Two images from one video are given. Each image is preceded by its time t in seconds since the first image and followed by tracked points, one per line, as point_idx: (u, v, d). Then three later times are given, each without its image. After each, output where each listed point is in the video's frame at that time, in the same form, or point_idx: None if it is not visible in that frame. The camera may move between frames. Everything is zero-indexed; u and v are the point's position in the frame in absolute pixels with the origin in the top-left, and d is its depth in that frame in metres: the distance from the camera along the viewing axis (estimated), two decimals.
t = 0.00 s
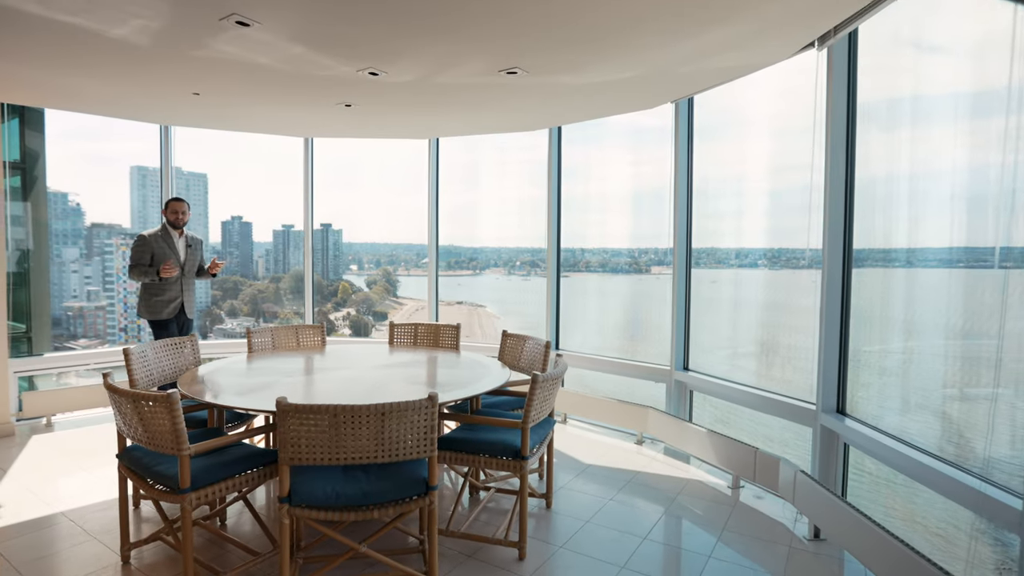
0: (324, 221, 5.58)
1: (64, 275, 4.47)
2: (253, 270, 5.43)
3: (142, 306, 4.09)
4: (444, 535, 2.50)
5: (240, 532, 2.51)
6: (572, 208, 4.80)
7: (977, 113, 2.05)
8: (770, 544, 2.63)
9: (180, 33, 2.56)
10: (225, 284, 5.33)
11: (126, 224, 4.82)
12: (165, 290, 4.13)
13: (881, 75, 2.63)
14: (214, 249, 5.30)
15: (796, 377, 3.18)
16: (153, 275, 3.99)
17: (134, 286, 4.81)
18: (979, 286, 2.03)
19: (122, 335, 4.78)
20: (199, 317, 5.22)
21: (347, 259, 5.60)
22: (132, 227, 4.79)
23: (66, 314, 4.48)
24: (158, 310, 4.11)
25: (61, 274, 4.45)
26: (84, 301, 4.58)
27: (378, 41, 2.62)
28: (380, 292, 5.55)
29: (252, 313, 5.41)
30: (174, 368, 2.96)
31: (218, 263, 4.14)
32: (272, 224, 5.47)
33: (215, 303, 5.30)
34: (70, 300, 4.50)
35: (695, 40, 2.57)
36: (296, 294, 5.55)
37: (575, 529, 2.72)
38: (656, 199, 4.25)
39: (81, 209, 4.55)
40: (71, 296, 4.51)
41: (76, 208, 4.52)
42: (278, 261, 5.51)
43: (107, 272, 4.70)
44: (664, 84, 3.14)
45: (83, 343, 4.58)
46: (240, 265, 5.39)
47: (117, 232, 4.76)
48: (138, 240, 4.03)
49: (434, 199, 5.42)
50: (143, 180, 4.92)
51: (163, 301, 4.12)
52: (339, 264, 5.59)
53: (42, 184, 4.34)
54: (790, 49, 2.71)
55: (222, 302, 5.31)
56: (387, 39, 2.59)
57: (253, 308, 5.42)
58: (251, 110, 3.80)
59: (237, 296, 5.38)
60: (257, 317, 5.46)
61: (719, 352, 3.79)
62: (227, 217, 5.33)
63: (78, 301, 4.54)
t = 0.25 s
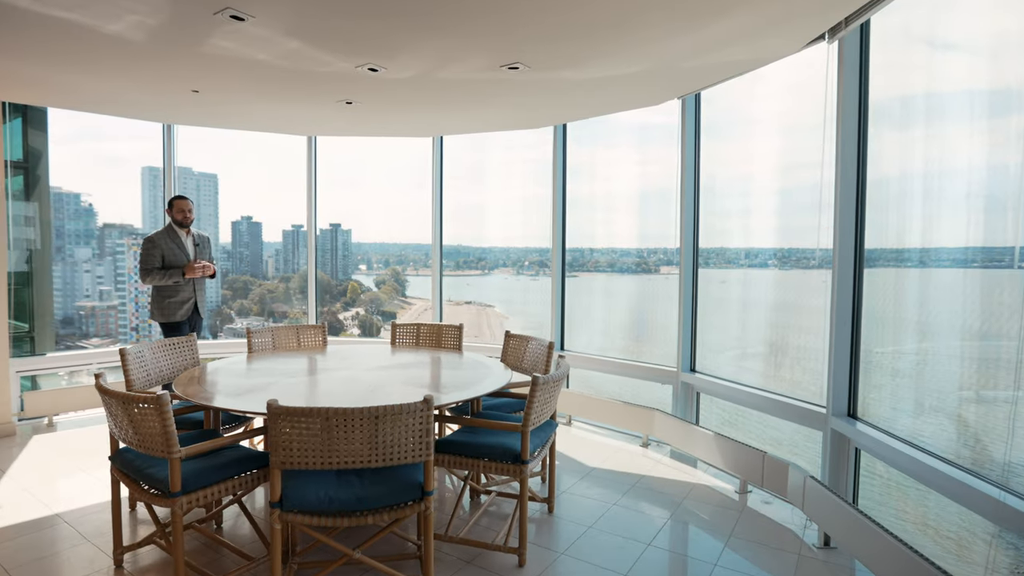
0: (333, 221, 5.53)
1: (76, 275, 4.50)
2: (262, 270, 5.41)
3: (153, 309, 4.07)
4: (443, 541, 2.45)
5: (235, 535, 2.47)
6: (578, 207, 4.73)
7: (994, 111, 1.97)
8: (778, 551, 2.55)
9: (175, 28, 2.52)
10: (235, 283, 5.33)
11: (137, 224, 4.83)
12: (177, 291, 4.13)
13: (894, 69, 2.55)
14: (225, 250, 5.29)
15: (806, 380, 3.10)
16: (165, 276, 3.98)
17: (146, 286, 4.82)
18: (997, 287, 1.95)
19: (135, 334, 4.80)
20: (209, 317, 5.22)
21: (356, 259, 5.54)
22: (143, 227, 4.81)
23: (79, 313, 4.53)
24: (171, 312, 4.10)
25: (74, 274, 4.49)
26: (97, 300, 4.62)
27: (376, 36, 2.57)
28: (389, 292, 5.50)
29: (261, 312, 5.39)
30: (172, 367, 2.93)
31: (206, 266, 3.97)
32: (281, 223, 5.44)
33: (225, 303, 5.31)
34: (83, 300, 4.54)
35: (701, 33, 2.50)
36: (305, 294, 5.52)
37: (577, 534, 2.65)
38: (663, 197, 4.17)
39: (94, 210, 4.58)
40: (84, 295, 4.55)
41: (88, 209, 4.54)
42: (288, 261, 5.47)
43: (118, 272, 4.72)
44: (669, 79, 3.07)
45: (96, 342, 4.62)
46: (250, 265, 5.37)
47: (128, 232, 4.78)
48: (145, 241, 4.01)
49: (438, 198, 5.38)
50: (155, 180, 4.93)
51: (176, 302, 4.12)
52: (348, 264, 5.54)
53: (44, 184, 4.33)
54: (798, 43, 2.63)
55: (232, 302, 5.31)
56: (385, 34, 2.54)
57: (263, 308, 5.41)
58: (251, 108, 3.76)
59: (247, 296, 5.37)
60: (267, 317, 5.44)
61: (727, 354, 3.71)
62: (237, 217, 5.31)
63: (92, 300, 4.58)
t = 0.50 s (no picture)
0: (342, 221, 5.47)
1: (87, 275, 4.53)
2: (272, 270, 5.38)
3: (161, 310, 4.03)
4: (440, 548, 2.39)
5: (229, 540, 2.42)
6: (583, 206, 4.66)
7: (1013, 109, 1.89)
8: (786, 560, 2.47)
9: (169, 24, 2.48)
10: (246, 284, 5.32)
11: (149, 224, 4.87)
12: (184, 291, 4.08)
13: (907, 62, 2.46)
14: (235, 249, 5.27)
15: (816, 383, 3.01)
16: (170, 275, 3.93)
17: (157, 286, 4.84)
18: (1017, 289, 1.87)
19: (146, 334, 4.82)
20: (219, 317, 5.21)
21: (365, 259, 5.49)
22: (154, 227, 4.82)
23: (90, 312, 4.55)
24: (178, 312, 4.06)
25: (85, 274, 4.52)
26: (108, 300, 4.64)
27: (372, 31, 2.52)
28: (398, 292, 5.44)
29: (272, 312, 5.37)
30: (168, 367, 2.89)
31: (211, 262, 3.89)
32: (290, 223, 5.41)
33: (236, 302, 5.30)
34: (94, 300, 4.57)
35: (706, 27, 2.42)
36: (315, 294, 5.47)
37: (579, 541, 2.59)
38: (669, 196, 4.09)
39: (105, 210, 4.61)
40: (96, 295, 4.58)
41: (99, 209, 4.57)
42: (297, 261, 5.43)
43: (130, 272, 4.72)
44: (674, 74, 3.00)
45: (108, 341, 4.64)
46: (259, 265, 5.35)
47: (139, 232, 4.80)
48: (149, 239, 3.98)
49: (442, 197, 5.32)
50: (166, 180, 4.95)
51: (183, 302, 4.07)
52: (357, 264, 5.48)
53: (45, 184, 4.32)
54: (807, 37, 2.55)
55: (242, 301, 5.30)
56: (382, 29, 2.48)
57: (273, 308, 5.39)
58: (250, 106, 3.72)
59: (257, 296, 5.35)
60: (277, 317, 5.41)
61: (735, 356, 3.63)
62: (247, 217, 5.29)
63: (103, 300, 4.60)
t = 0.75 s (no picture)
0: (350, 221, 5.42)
1: (99, 275, 4.59)
2: (281, 270, 5.37)
3: (165, 312, 3.98)
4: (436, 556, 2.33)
5: (221, 546, 2.37)
6: (587, 204, 4.60)
7: None
8: (793, 570, 2.39)
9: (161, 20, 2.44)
10: (254, 283, 5.31)
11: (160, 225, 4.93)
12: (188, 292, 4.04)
13: (919, 54, 2.38)
14: (244, 250, 5.28)
15: (825, 387, 2.93)
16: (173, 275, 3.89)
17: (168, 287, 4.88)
18: None
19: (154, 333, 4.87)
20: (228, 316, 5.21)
21: (372, 259, 5.43)
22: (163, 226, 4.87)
23: (101, 312, 4.61)
24: (182, 314, 4.01)
25: (97, 274, 4.57)
26: (119, 299, 4.69)
27: (367, 27, 2.46)
28: (406, 292, 5.38)
29: (279, 311, 5.35)
30: (162, 369, 2.85)
31: (216, 260, 3.86)
32: (298, 224, 5.38)
33: (245, 302, 5.30)
34: (105, 299, 4.62)
35: (710, 20, 2.35)
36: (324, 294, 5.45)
37: (579, 549, 2.52)
38: (674, 195, 4.01)
39: (116, 210, 4.67)
40: (107, 294, 4.64)
41: (111, 209, 4.63)
42: (307, 260, 5.42)
43: (141, 272, 4.79)
44: (679, 70, 2.92)
45: (118, 340, 4.71)
46: (268, 265, 5.34)
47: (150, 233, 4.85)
48: (152, 238, 3.95)
49: (444, 196, 5.27)
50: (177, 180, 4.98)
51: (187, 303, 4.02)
52: (366, 265, 5.42)
53: (46, 185, 4.30)
54: (813, 31, 2.47)
55: (251, 301, 5.29)
56: (378, 25, 2.43)
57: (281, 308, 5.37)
58: (247, 104, 3.68)
59: (266, 295, 5.35)
60: (286, 317, 5.41)
61: (741, 359, 3.55)
62: (255, 217, 5.28)
63: (114, 299, 4.65)
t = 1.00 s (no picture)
0: (358, 221, 5.39)
1: (110, 274, 4.62)
2: (289, 270, 5.36)
3: (166, 310, 3.95)
4: (432, 563, 2.27)
5: (214, 551, 2.33)
6: (591, 204, 4.54)
7: None
8: None
9: (154, 16, 2.40)
10: (263, 283, 5.29)
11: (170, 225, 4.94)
12: (191, 292, 4.00)
13: (931, 47, 2.31)
14: (252, 249, 5.25)
15: (834, 391, 2.85)
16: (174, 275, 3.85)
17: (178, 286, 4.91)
18: None
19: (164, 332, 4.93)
20: (236, 315, 5.18)
21: (380, 259, 5.40)
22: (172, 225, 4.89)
23: (111, 311, 4.64)
24: (183, 313, 3.96)
25: (107, 273, 4.61)
26: (128, 298, 4.73)
27: (363, 23, 2.41)
28: (414, 293, 5.34)
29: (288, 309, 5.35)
30: (159, 370, 2.82)
31: (213, 258, 3.75)
32: (305, 224, 5.36)
33: (253, 302, 5.27)
34: (116, 298, 4.66)
35: (715, 14, 2.28)
36: (332, 294, 5.41)
37: (580, 556, 2.45)
38: (680, 194, 3.94)
39: (126, 210, 4.70)
40: (116, 294, 4.67)
41: (122, 209, 4.66)
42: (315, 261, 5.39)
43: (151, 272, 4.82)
44: (684, 65, 2.86)
45: (128, 339, 4.75)
46: (276, 265, 5.32)
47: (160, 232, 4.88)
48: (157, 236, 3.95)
49: (447, 196, 5.23)
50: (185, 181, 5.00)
51: (189, 302, 3.99)
52: (373, 264, 5.40)
53: (47, 185, 4.28)
54: (823, 23, 2.40)
55: (260, 301, 5.27)
56: (374, 20, 2.38)
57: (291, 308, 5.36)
58: (246, 102, 3.64)
59: (274, 295, 5.33)
60: (294, 317, 5.39)
61: (748, 361, 3.47)
62: (264, 218, 5.27)
63: (124, 299, 4.69)
